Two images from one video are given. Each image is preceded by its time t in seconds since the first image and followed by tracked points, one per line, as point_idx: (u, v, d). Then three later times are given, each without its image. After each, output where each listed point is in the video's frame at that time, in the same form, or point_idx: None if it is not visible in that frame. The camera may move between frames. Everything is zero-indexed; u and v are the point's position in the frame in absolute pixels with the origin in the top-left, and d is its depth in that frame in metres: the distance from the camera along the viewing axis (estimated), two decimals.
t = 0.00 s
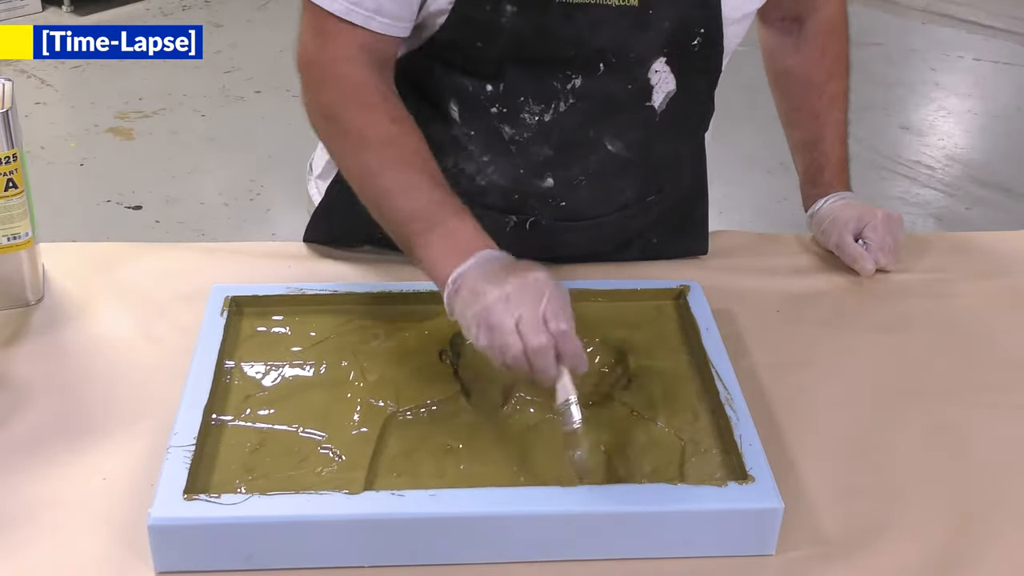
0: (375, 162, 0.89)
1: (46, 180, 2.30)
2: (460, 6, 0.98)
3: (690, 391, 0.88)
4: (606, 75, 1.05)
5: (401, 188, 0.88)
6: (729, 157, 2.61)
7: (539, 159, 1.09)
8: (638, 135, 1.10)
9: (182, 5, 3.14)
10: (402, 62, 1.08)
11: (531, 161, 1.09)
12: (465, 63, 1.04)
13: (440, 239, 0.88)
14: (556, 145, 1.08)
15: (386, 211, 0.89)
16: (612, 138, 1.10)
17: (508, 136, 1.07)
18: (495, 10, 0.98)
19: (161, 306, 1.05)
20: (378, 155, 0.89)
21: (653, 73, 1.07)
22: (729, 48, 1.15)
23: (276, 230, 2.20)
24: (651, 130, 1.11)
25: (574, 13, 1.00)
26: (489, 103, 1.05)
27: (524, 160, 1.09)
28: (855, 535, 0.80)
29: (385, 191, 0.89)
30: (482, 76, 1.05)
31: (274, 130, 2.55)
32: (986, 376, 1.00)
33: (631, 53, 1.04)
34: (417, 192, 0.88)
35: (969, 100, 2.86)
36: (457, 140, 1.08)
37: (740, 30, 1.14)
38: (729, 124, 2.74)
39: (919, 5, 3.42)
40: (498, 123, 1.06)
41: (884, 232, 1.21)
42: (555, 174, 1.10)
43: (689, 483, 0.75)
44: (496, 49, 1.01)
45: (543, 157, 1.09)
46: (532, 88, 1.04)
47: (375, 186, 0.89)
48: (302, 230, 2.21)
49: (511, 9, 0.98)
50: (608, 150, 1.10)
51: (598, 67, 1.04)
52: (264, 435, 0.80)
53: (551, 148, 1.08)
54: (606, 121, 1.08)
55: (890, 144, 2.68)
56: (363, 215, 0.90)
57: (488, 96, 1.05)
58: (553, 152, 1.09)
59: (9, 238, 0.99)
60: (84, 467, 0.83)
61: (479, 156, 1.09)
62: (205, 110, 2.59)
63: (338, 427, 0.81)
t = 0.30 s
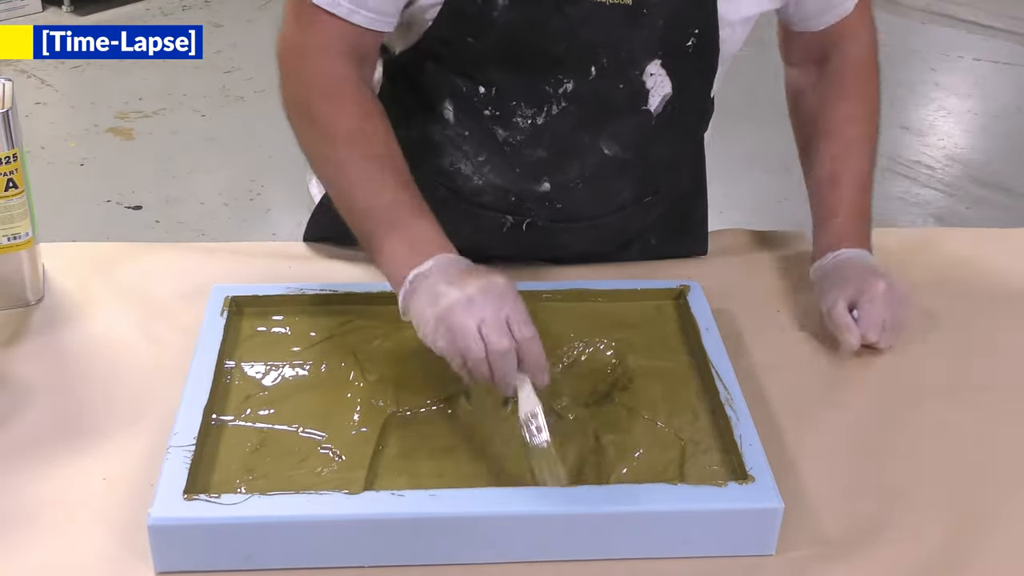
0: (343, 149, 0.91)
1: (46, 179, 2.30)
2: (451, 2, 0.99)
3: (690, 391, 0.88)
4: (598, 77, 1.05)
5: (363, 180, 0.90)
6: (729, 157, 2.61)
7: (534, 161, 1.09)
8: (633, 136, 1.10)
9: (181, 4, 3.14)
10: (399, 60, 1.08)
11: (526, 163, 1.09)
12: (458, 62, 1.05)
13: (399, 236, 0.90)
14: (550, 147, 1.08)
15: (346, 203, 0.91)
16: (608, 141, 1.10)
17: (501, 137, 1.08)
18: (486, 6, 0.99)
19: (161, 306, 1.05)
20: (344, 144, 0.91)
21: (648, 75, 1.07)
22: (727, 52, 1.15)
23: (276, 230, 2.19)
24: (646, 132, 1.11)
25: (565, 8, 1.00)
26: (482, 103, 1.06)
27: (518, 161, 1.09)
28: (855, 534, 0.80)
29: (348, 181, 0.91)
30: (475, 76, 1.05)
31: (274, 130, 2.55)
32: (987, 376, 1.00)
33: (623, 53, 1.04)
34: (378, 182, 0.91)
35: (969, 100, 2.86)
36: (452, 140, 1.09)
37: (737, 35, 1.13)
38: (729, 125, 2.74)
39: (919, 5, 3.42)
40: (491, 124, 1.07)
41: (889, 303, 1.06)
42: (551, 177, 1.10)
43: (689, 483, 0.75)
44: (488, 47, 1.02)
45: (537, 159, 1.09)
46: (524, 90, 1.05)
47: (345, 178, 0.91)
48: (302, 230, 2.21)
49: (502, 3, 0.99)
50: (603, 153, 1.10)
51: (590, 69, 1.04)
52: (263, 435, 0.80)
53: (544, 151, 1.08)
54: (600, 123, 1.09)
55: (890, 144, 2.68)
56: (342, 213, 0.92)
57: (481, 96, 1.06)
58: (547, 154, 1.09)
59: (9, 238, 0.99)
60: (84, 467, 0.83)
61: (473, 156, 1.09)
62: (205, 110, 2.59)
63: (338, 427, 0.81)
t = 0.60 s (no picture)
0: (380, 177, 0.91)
1: (46, 180, 2.30)
2: (449, 12, 0.98)
3: (691, 391, 0.88)
4: (598, 83, 1.06)
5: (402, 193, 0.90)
6: (730, 157, 2.61)
7: (535, 167, 1.10)
8: (632, 141, 1.11)
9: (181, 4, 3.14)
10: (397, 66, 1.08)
11: (527, 169, 1.10)
12: (457, 70, 1.04)
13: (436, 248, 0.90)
14: (550, 153, 1.09)
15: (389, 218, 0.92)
16: (608, 147, 1.11)
17: (502, 144, 1.09)
18: (485, 17, 0.98)
19: (161, 306, 1.05)
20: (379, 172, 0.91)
21: (649, 82, 1.07)
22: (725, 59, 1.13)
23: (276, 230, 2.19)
24: (646, 135, 1.11)
25: (563, 18, 0.99)
26: (483, 111, 1.07)
27: (519, 167, 1.10)
28: (856, 534, 0.80)
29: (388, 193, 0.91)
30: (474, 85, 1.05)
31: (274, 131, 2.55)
32: (987, 376, 1.00)
33: (622, 60, 1.04)
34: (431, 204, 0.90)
35: (969, 100, 2.86)
36: (453, 145, 1.10)
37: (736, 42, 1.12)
38: (729, 125, 2.74)
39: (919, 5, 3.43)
40: (492, 131, 1.08)
41: (879, 303, 1.06)
42: (550, 183, 1.12)
43: (690, 483, 0.75)
44: (487, 56, 1.02)
45: (537, 165, 1.10)
46: (524, 98, 1.05)
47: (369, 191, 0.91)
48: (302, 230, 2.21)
49: (500, 13, 0.98)
50: (603, 158, 1.11)
51: (589, 74, 1.04)
52: (263, 435, 0.80)
53: (545, 156, 1.09)
54: (600, 130, 1.09)
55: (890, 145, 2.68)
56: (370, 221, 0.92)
57: (482, 104, 1.06)
58: (548, 160, 1.10)
59: (9, 238, 0.99)
60: (84, 467, 0.83)
61: (474, 162, 1.10)
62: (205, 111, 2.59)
63: (338, 427, 0.81)
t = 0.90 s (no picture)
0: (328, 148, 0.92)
1: (46, 180, 2.30)
2: (438, 10, 0.99)
3: (690, 391, 0.88)
4: (587, 83, 1.05)
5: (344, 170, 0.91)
6: (730, 157, 2.61)
7: (527, 167, 1.09)
8: (624, 141, 1.11)
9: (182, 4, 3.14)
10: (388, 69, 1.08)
11: (519, 169, 1.09)
12: (448, 69, 1.05)
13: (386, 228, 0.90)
14: (543, 153, 1.09)
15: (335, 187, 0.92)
16: (601, 147, 1.10)
17: (494, 144, 1.08)
18: (472, 14, 0.99)
19: (161, 306, 1.05)
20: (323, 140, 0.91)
21: (639, 82, 1.07)
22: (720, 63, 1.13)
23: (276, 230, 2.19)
24: (638, 136, 1.11)
25: (552, 16, 1.00)
26: (473, 111, 1.07)
27: (512, 167, 1.09)
28: (855, 534, 0.80)
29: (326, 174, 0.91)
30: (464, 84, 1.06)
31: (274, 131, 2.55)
32: (989, 376, 1.00)
33: (611, 59, 1.04)
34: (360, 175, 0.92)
35: (969, 100, 2.86)
36: (446, 146, 1.09)
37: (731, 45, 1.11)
38: (729, 125, 2.74)
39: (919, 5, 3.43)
40: (483, 131, 1.08)
41: (879, 303, 1.06)
42: (544, 184, 1.10)
43: (690, 483, 0.75)
44: (476, 54, 1.02)
45: (530, 165, 1.09)
46: (514, 97, 1.05)
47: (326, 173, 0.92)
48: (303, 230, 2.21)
49: (487, 10, 0.99)
50: (596, 159, 1.10)
51: (578, 73, 1.04)
52: (264, 436, 0.80)
53: (537, 156, 1.09)
54: (592, 129, 1.09)
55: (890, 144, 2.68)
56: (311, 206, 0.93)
57: (472, 103, 1.06)
58: (540, 159, 1.09)
59: (9, 238, 0.99)
60: (83, 467, 0.83)
61: (467, 161, 1.09)
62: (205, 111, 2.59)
63: (338, 427, 0.81)
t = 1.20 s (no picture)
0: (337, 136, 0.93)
1: (46, 180, 2.30)
2: (438, 7, 0.99)
3: (691, 392, 0.88)
4: (587, 79, 1.05)
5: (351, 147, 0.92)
6: (730, 157, 2.61)
7: (527, 165, 1.10)
8: (624, 139, 1.11)
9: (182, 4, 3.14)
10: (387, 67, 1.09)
11: (519, 167, 1.10)
12: (449, 67, 1.05)
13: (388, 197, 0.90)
14: (542, 150, 1.09)
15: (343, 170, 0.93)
16: (600, 145, 1.10)
17: (493, 142, 1.09)
18: (472, 11, 0.99)
19: (161, 306, 1.05)
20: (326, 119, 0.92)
21: (639, 80, 1.07)
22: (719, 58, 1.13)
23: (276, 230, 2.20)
24: (638, 133, 1.11)
25: (551, 13, 0.99)
26: (472, 109, 1.07)
27: (511, 165, 1.10)
28: (855, 534, 0.80)
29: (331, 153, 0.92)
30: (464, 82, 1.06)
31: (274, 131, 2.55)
32: (990, 375, 1.00)
33: (610, 56, 1.04)
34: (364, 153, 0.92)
35: (969, 100, 2.86)
36: (445, 146, 1.09)
37: (729, 41, 1.12)
38: (729, 125, 2.74)
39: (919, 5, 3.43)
40: (482, 129, 1.08)
41: (879, 303, 1.06)
42: (543, 182, 1.11)
43: (690, 483, 0.75)
44: (476, 51, 1.03)
45: (530, 163, 1.10)
46: (513, 95, 1.06)
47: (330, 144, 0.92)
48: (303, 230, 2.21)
49: (487, 8, 0.99)
50: (596, 157, 1.11)
51: (577, 70, 1.04)
52: (265, 436, 0.80)
53: (537, 154, 1.09)
54: (592, 126, 1.09)
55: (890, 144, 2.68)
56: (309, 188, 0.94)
57: (472, 101, 1.07)
58: (540, 157, 1.09)
59: (9, 238, 0.99)
60: (83, 467, 0.83)
61: (466, 161, 1.10)
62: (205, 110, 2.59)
63: (338, 427, 0.81)
